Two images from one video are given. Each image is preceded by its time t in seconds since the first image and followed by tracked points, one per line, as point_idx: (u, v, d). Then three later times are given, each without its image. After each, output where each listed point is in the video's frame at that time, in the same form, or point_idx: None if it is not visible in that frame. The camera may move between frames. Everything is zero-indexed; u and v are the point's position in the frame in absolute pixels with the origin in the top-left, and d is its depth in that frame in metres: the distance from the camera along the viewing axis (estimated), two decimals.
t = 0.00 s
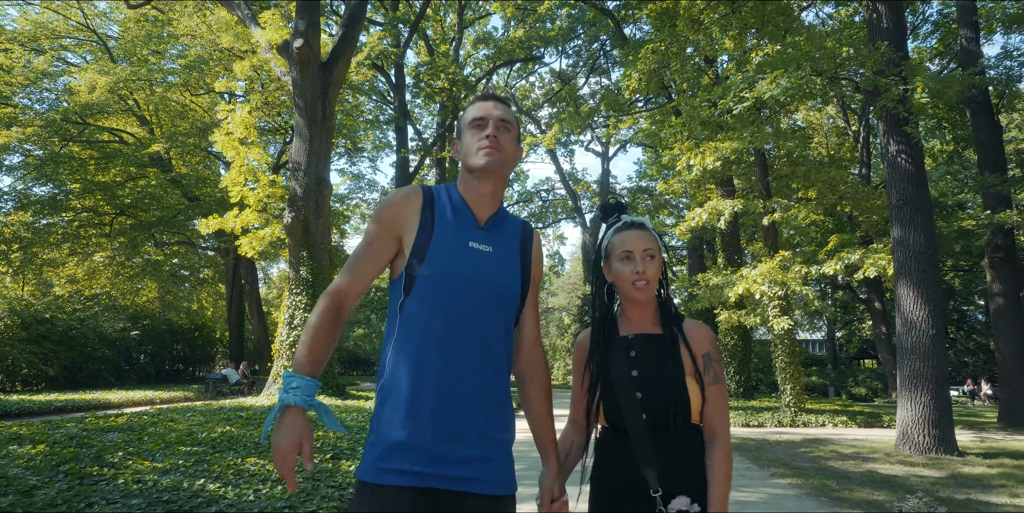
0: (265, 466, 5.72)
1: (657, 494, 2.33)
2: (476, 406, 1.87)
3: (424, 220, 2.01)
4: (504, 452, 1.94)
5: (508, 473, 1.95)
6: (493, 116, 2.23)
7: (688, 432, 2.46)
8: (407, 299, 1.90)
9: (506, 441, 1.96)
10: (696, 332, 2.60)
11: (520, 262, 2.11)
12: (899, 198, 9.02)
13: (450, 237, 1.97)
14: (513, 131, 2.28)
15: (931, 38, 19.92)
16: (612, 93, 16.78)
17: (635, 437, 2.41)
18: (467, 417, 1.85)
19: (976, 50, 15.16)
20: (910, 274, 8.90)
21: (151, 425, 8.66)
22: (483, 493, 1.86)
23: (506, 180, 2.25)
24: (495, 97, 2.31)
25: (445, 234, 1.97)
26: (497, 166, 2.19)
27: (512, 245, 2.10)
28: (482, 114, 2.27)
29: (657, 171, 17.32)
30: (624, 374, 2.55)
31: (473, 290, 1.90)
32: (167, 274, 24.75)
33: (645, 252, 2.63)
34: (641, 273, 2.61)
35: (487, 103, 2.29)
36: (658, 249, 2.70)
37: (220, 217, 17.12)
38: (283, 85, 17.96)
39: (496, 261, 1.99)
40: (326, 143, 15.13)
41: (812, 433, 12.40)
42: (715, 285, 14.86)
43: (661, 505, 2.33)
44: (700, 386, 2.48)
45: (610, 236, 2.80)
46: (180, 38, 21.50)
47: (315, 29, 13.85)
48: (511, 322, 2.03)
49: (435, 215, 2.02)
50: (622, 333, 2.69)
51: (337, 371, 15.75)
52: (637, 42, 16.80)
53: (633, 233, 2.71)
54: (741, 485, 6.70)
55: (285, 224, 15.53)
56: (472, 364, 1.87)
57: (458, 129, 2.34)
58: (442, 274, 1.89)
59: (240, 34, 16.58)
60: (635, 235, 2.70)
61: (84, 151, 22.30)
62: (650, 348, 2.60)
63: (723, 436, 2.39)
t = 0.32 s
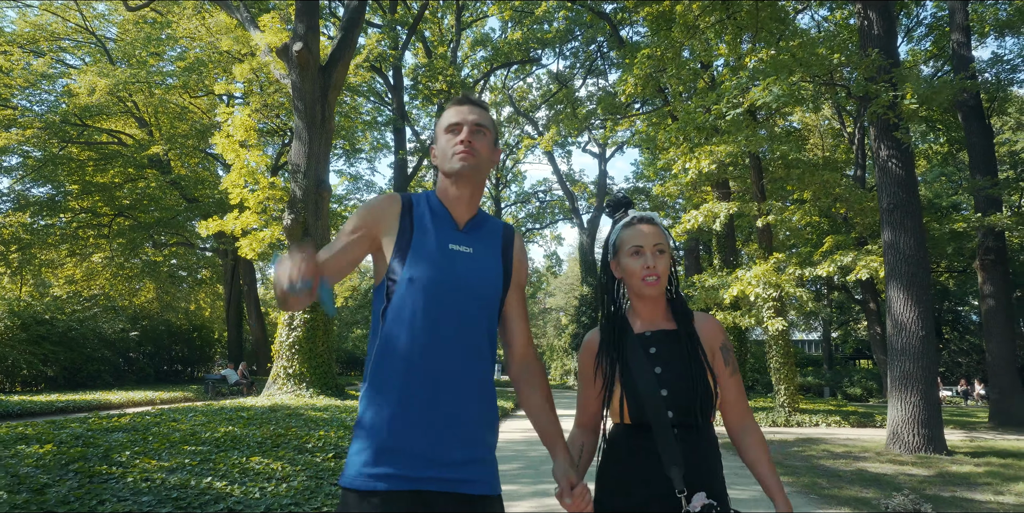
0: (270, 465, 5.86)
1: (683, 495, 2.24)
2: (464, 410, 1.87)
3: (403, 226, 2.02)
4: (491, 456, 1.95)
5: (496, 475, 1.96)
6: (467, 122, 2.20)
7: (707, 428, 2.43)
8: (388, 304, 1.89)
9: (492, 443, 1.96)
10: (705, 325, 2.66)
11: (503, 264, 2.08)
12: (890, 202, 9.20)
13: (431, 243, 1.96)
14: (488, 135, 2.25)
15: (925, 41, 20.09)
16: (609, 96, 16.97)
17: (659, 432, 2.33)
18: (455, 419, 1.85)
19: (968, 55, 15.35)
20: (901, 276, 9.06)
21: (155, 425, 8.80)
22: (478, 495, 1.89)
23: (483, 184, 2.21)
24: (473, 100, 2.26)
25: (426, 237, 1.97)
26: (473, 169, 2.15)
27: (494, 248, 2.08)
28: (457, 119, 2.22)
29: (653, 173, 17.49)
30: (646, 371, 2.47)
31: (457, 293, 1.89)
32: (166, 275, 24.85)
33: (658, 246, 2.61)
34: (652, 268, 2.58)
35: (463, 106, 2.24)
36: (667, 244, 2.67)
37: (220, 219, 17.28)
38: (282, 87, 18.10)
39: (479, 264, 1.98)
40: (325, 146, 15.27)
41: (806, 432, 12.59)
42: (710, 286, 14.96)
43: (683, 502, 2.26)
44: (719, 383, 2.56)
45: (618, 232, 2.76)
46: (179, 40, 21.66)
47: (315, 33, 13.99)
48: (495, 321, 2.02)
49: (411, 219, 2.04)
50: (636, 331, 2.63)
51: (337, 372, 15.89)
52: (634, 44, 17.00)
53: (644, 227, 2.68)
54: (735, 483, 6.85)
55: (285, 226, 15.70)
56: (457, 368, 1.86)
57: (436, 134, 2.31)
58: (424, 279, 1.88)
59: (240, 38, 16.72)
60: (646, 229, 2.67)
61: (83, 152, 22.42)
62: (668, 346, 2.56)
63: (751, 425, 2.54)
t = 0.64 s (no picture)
0: (276, 463, 6.01)
1: (687, 495, 2.36)
2: (439, 406, 1.90)
3: (375, 228, 2.08)
4: (473, 453, 1.94)
5: (480, 472, 1.94)
6: (434, 121, 2.19)
7: (704, 429, 2.56)
8: (362, 307, 1.98)
9: (475, 441, 1.96)
10: (699, 332, 2.80)
11: (478, 262, 2.08)
12: (883, 205, 9.36)
13: (401, 246, 2.01)
14: (458, 136, 2.25)
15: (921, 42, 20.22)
16: (608, 99, 17.11)
17: (658, 434, 2.46)
18: (427, 415, 1.89)
19: (961, 58, 15.55)
20: (893, 279, 9.23)
21: (159, 424, 8.93)
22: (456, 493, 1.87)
23: (454, 185, 2.23)
24: (443, 99, 2.26)
25: (397, 239, 2.03)
26: (443, 169, 2.17)
27: (468, 245, 2.09)
28: (427, 121, 2.21)
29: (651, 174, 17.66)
30: (643, 374, 2.61)
31: (425, 291, 1.94)
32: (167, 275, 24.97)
33: (658, 252, 2.71)
34: (654, 274, 2.70)
35: (433, 105, 2.23)
36: (671, 249, 2.77)
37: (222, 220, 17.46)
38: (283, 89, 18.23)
39: (450, 261, 2.01)
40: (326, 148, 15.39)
41: (802, 431, 12.76)
42: (707, 287, 15.11)
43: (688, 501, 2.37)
44: (712, 386, 2.69)
45: (622, 236, 2.87)
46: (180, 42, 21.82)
47: (315, 36, 14.14)
48: (475, 321, 2.04)
49: (384, 219, 2.10)
50: (633, 332, 2.77)
51: (338, 372, 16.04)
52: (632, 47, 17.15)
53: (649, 232, 2.78)
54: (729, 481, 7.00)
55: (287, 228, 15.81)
56: (427, 363, 1.90)
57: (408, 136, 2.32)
58: (395, 279, 1.95)
59: (242, 41, 16.87)
60: (652, 233, 2.77)
61: (85, 154, 22.56)
62: (664, 350, 2.69)
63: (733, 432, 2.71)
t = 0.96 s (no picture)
0: (280, 460, 6.16)
1: (659, 494, 2.43)
2: (427, 409, 1.96)
3: (371, 227, 2.21)
4: (468, 455, 1.97)
5: (476, 473, 1.96)
6: (424, 127, 2.24)
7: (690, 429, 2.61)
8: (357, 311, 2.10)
9: (475, 444, 2.00)
10: (698, 340, 2.83)
11: (471, 265, 2.11)
12: (875, 209, 9.53)
13: (390, 251, 2.11)
14: (453, 139, 2.30)
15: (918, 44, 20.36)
16: (605, 101, 17.30)
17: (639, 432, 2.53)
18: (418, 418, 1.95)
19: (956, 62, 15.74)
20: (885, 281, 9.41)
21: (164, 423, 9.09)
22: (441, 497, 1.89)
23: (451, 188, 2.28)
24: (436, 99, 2.29)
25: (386, 244, 2.14)
26: (438, 175, 2.20)
27: (463, 244, 2.13)
28: (421, 124, 2.26)
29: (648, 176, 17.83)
30: (631, 372, 2.70)
31: (413, 297, 2.02)
32: (167, 275, 25.09)
33: (656, 253, 2.74)
34: (653, 276, 2.75)
35: (427, 107, 2.27)
36: (673, 250, 2.80)
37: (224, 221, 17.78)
38: (283, 92, 18.36)
39: (439, 265, 2.07)
40: (326, 150, 15.53)
41: (796, 431, 12.95)
42: (704, 289, 15.32)
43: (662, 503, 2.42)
44: (704, 387, 2.74)
45: (624, 235, 2.90)
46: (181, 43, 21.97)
47: (316, 39, 14.31)
48: (472, 324, 2.08)
49: (377, 223, 2.22)
50: (631, 330, 2.84)
51: (338, 372, 16.20)
52: (630, 50, 17.29)
53: (649, 232, 2.80)
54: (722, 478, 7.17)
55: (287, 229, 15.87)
56: (414, 365, 1.97)
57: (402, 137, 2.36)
58: (383, 285, 2.06)
59: (243, 43, 17.03)
60: (652, 233, 2.79)
61: (86, 155, 22.68)
62: (656, 350, 2.75)
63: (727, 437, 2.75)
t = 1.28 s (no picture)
0: (276, 459, 6.27)
1: (633, 492, 2.35)
2: (409, 417, 1.73)
3: (363, 227, 1.98)
4: (460, 467, 1.75)
5: (461, 491, 1.74)
6: (416, 124, 2.02)
7: (674, 431, 2.45)
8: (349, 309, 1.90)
9: (464, 457, 1.77)
10: (690, 338, 2.66)
11: (466, 263, 1.86)
12: (858, 212, 9.76)
13: (379, 247, 1.89)
14: (448, 137, 2.07)
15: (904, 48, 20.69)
16: (594, 104, 17.52)
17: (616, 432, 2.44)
18: (407, 427, 1.72)
19: (939, 68, 16.02)
20: (868, 283, 9.63)
21: (159, 423, 9.18)
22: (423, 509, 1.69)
23: (447, 190, 2.05)
24: (431, 94, 2.08)
25: (377, 241, 1.91)
26: (432, 176, 2.00)
27: (458, 239, 1.89)
28: (413, 120, 2.04)
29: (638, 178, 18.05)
30: (613, 369, 2.59)
31: (401, 298, 1.80)
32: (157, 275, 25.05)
33: (642, 254, 2.64)
34: (639, 278, 2.65)
35: (419, 102, 2.05)
36: (659, 251, 2.69)
37: (217, 221, 18.11)
38: (275, 93, 18.43)
39: (429, 265, 1.82)
40: (319, 152, 15.60)
41: (782, 429, 13.19)
42: (692, 290, 15.55)
43: (636, 502, 2.34)
44: (689, 386, 2.58)
45: (612, 235, 2.82)
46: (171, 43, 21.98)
47: (308, 42, 14.39)
48: (467, 326, 1.85)
49: (371, 221, 1.99)
50: (619, 329, 2.73)
51: (329, 372, 16.29)
52: (620, 54, 17.48)
53: (634, 234, 2.70)
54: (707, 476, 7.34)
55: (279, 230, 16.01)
56: (396, 369, 1.76)
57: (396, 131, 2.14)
58: (370, 285, 1.84)
59: (235, 45, 17.11)
60: (637, 236, 2.69)
61: (76, 155, 22.65)
62: (643, 349, 2.62)
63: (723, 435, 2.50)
